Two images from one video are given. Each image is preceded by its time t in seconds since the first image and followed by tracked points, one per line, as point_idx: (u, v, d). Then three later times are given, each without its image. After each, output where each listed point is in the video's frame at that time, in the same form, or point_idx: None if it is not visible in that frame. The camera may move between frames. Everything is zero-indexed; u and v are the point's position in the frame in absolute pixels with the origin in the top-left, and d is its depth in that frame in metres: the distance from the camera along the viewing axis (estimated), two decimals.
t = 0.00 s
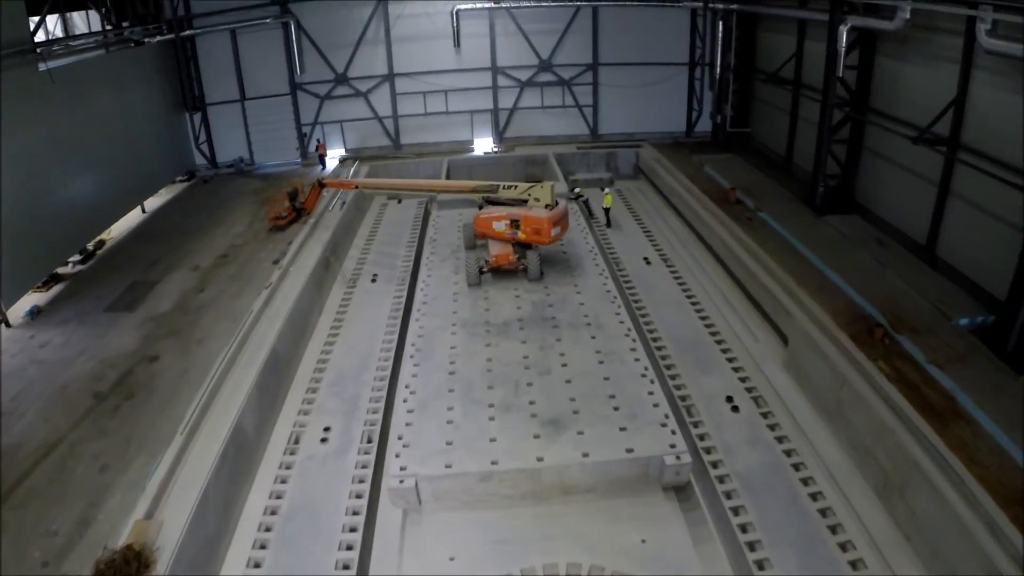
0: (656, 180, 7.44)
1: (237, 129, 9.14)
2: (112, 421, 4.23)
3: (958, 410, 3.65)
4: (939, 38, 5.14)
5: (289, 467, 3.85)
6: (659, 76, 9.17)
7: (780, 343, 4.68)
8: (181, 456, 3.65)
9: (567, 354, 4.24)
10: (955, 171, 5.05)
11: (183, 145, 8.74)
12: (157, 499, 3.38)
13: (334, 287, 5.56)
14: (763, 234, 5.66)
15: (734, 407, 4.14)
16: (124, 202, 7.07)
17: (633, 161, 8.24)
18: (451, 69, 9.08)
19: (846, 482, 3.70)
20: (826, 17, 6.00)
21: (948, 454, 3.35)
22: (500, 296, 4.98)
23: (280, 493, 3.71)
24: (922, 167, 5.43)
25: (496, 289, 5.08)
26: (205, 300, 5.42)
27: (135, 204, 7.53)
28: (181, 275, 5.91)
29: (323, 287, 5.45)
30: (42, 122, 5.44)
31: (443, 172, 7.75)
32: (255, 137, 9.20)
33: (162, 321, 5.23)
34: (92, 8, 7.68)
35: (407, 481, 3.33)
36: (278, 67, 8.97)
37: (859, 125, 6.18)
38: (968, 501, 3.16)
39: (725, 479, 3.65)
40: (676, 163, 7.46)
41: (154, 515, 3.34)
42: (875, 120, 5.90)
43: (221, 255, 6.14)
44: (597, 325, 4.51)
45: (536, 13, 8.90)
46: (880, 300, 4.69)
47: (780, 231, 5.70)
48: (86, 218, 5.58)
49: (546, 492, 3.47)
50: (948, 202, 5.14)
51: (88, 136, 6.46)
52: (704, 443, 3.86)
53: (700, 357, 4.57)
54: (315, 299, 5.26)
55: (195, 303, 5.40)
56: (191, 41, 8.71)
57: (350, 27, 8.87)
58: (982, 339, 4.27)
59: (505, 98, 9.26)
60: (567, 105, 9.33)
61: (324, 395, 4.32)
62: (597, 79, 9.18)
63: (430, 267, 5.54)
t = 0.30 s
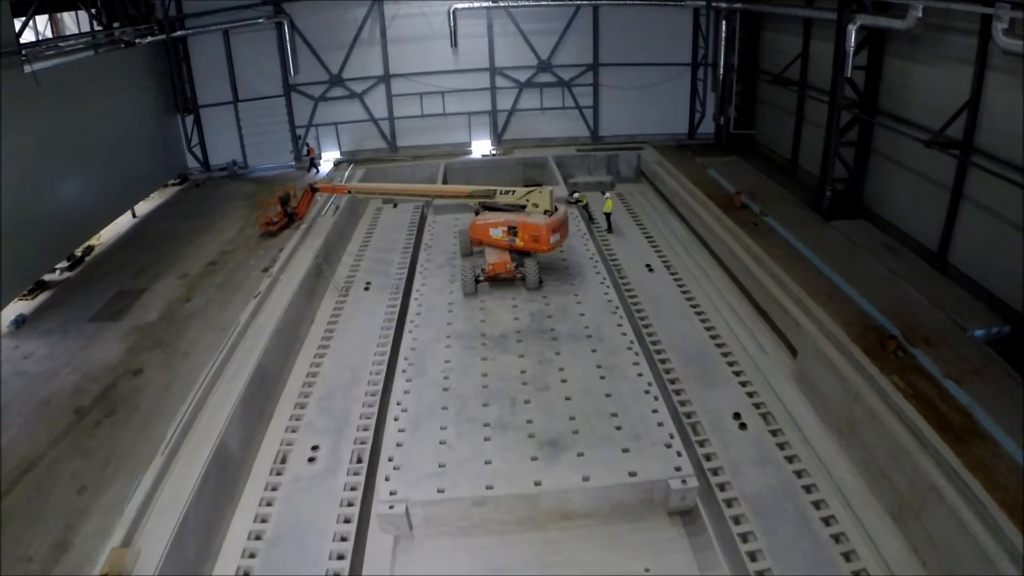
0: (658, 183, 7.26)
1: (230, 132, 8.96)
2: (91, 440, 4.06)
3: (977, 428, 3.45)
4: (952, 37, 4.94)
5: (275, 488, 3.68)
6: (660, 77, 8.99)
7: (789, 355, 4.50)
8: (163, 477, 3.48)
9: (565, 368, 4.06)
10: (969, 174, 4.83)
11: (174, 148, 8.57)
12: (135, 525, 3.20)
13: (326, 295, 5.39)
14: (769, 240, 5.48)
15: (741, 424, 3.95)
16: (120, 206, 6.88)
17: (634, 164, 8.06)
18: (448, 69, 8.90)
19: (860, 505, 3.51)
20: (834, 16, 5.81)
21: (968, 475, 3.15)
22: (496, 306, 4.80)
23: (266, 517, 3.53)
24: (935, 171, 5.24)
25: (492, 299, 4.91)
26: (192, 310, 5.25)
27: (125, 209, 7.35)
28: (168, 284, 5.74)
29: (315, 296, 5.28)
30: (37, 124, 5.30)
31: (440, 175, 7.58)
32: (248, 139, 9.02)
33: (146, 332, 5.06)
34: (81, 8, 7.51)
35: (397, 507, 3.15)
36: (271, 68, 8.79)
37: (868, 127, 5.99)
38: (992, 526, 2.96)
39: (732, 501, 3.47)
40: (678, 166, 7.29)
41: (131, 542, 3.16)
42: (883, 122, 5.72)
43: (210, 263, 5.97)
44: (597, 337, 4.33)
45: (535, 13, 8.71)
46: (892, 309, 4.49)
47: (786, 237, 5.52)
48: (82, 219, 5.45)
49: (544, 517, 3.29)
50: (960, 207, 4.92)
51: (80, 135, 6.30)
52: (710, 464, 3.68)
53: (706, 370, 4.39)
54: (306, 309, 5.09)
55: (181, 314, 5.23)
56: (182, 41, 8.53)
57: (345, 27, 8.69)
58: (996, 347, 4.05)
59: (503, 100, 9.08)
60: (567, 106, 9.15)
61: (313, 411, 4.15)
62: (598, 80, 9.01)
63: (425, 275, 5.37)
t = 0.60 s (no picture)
0: (660, 186, 7.10)
1: (223, 133, 8.80)
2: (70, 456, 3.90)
3: (994, 445, 3.27)
4: (964, 36, 4.78)
5: (261, 508, 3.52)
6: (661, 76, 8.82)
7: (797, 366, 4.33)
8: (143, 496, 3.31)
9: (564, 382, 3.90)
10: (981, 177, 4.65)
11: (167, 150, 8.41)
12: (113, 548, 3.03)
13: (317, 303, 5.22)
14: (775, 245, 5.32)
15: (749, 440, 3.79)
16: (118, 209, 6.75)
17: (636, 166, 7.90)
18: (445, 69, 8.74)
19: (873, 527, 3.34)
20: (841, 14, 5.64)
21: (987, 497, 2.98)
22: (493, 315, 4.64)
23: (250, 540, 3.37)
24: (946, 173, 5.06)
25: (489, 307, 4.75)
26: (180, 319, 5.09)
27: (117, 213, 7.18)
28: (156, 290, 5.58)
29: (306, 304, 5.12)
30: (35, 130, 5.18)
31: (436, 178, 7.42)
32: (242, 140, 8.85)
33: (131, 341, 4.89)
34: (71, 8, 7.35)
35: (387, 532, 2.98)
36: (265, 68, 8.63)
37: (875, 128, 5.82)
38: (1013, 553, 2.79)
39: (740, 524, 3.30)
40: (681, 168, 7.13)
41: (107, 568, 3.00)
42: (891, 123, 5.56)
43: (200, 269, 5.80)
44: (596, 349, 4.18)
45: (533, 11, 8.55)
46: (903, 317, 4.32)
47: (792, 242, 5.36)
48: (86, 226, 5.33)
49: (541, 542, 3.12)
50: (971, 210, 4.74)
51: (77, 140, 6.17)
52: (716, 483, 3.52)
53: (711, 383, 4.23)
54: (297, 317, 4.93)
55: (168, 322, 5.07)
56: (174, 41, 8.37)
57: (340, 26, 8.52)
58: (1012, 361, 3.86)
59: (501, 100, 8.92)
60: (566, 107, 8.98)
61: (301, 426, 3.99)
62: (598, 80, 8.84)
63: (419, 282, 5.21)
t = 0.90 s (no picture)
0: (661, 189, 6.95)
1: (217, 134, 8.64)
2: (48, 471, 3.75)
3: (1012, 462, 3.11)
4: (975, 34, 4.62)
5: (246, 528, 3.37)
6: (662, 77, 8.66)
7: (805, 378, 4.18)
8: (121, 515, 3.17)
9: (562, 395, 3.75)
10: (993, 180, 4.49)
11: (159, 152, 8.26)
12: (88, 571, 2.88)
13: (308, 310, 5.08)
14: (780, 249, 5.16)
15: (755, 457, 3.64)
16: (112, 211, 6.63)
17: (636, 168, 7.74)
18: (442, 69, 8.59)
19: (886, 548, 3.18)
20: (847, 12, 5.47)
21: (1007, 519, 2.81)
22: (489, 325, 4.49)
23: (234, 562, 3.21)
24: (956, 176, 4.91)
25: (485, 316, 4.60)
26: (167, 327, 4.94)
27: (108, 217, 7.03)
28: (144, 297, 5.43)
29: (297, 311, 4.97)
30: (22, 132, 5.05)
31: (432, 180, 7.27)
32: (235, 142, 8.70)
33: (117, 349, 4.74)
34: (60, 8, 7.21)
35: (374, 557, 2.84)
36: (259, 69, 8.48)
37: (883, 130, 5.67)
38: None
39: (746, 547, 3.15)
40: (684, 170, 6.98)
41: None
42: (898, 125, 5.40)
43: (190, 274, 5.66)
44: (596, 362, 4.03)
45: (532, 10, 8.40)
46: (914, 326, 4.16)
47: (797, 246, 5.20)
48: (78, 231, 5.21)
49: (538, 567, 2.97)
50: (982, 214, 4.58)
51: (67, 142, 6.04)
52: (721, 503, 3.37)
53: (716, 395, 4.08)
54: (287, 325, 4.78)
55: (156, 330, 4.93)
56: (167, 41, 8.22)
57: (334, 25, 8.37)
58: None
59: (499, 101, 8.77)
60: (566, 107, 8.83)
61: (289, 440, 3.85)
62: (597, 80, 8.69)
63: (413, 289, 5.06)
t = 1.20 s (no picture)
0: (662, 190, 6.82)
1: (210, 135, 8.51)
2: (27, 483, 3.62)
3: None
4: (987, 32, 4.49)
5: (231, 545, 3.24)
6: (662, 76, 8.53)
7: (810, 387, 4.05)
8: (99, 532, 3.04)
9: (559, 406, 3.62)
10: (1003, 182, 4.35)
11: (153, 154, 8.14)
12: None
13: (299, 315, 4.95)
14: (784, 252, 5.03)
15: (759, 470, 3.51)
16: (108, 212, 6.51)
17: (636, 169, 7.61)
18: (439, 68, 8.46)
19: (897, 567, 3.05)
20: (853, 9, 5.34)
21: None
22: (484, 331, 4.36)
23: None
24: (964, 178, 4.78)
25: (479, 322, 4.47)
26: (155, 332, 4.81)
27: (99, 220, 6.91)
28: (132, 301, 5.29)
29: (287, 317, 4.84)
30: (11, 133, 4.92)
31: (429, 182, 7.14)
32: (229, 143, 8.57)
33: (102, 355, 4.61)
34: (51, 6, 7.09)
35: None
36: (253, 68, 8.35)
37: (888, 130, 5.53)
38: None
39: (751, 567, 3.02)
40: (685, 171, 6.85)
41: None
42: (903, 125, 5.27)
43: (179, 278, 5.52)
44: (593, 370, 3.90)
45: (531, 9, 8.27)
46: (922, 333, 4.03)
47: (801, 249, 5.07)
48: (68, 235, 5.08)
49: None
50: (992, 217, 4.45)
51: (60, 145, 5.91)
52: (723, 520, 3.24)
53: (718, 405, 3.94)
54: (277, 331, 4.65)
55: (143, 336, 4.79)
56: (160, 41, 8.09)
57: (330, 24, 8.25)
58: None
59: (497, 101, 8.64)
60: (564, 107, 8.70)
61: (276, 452, 3.72)
62: (597, 79, 8.55)
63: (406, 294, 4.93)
